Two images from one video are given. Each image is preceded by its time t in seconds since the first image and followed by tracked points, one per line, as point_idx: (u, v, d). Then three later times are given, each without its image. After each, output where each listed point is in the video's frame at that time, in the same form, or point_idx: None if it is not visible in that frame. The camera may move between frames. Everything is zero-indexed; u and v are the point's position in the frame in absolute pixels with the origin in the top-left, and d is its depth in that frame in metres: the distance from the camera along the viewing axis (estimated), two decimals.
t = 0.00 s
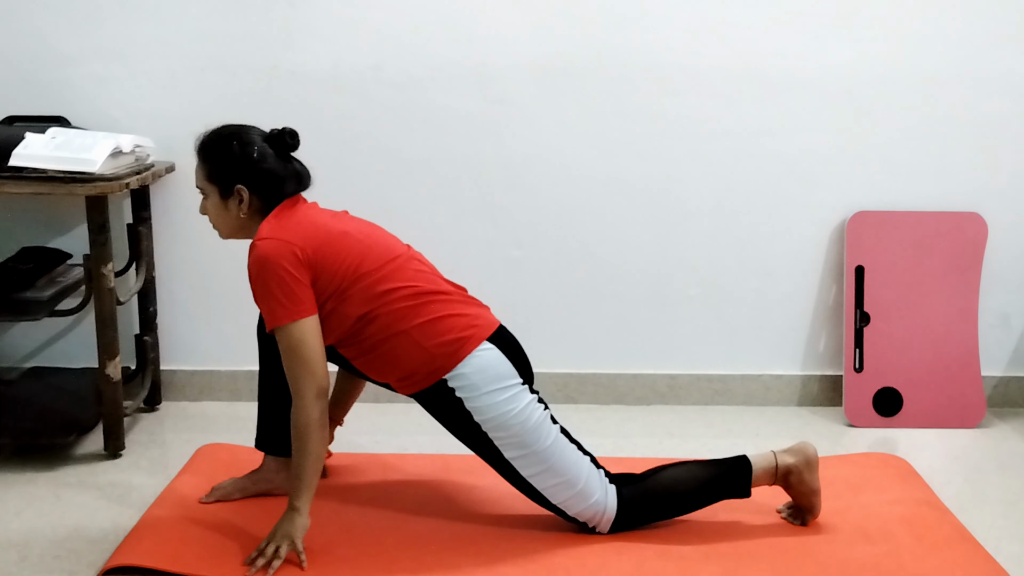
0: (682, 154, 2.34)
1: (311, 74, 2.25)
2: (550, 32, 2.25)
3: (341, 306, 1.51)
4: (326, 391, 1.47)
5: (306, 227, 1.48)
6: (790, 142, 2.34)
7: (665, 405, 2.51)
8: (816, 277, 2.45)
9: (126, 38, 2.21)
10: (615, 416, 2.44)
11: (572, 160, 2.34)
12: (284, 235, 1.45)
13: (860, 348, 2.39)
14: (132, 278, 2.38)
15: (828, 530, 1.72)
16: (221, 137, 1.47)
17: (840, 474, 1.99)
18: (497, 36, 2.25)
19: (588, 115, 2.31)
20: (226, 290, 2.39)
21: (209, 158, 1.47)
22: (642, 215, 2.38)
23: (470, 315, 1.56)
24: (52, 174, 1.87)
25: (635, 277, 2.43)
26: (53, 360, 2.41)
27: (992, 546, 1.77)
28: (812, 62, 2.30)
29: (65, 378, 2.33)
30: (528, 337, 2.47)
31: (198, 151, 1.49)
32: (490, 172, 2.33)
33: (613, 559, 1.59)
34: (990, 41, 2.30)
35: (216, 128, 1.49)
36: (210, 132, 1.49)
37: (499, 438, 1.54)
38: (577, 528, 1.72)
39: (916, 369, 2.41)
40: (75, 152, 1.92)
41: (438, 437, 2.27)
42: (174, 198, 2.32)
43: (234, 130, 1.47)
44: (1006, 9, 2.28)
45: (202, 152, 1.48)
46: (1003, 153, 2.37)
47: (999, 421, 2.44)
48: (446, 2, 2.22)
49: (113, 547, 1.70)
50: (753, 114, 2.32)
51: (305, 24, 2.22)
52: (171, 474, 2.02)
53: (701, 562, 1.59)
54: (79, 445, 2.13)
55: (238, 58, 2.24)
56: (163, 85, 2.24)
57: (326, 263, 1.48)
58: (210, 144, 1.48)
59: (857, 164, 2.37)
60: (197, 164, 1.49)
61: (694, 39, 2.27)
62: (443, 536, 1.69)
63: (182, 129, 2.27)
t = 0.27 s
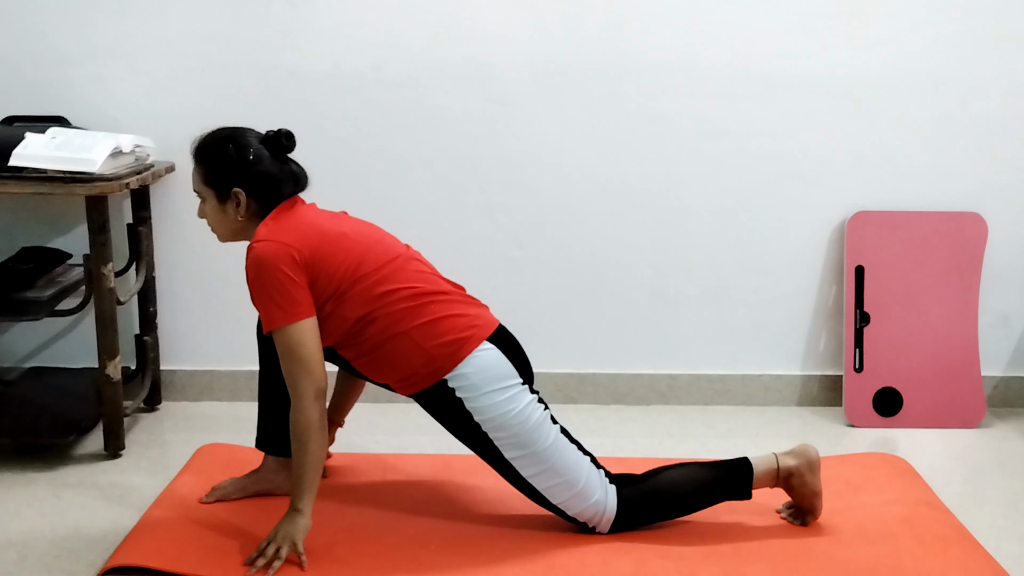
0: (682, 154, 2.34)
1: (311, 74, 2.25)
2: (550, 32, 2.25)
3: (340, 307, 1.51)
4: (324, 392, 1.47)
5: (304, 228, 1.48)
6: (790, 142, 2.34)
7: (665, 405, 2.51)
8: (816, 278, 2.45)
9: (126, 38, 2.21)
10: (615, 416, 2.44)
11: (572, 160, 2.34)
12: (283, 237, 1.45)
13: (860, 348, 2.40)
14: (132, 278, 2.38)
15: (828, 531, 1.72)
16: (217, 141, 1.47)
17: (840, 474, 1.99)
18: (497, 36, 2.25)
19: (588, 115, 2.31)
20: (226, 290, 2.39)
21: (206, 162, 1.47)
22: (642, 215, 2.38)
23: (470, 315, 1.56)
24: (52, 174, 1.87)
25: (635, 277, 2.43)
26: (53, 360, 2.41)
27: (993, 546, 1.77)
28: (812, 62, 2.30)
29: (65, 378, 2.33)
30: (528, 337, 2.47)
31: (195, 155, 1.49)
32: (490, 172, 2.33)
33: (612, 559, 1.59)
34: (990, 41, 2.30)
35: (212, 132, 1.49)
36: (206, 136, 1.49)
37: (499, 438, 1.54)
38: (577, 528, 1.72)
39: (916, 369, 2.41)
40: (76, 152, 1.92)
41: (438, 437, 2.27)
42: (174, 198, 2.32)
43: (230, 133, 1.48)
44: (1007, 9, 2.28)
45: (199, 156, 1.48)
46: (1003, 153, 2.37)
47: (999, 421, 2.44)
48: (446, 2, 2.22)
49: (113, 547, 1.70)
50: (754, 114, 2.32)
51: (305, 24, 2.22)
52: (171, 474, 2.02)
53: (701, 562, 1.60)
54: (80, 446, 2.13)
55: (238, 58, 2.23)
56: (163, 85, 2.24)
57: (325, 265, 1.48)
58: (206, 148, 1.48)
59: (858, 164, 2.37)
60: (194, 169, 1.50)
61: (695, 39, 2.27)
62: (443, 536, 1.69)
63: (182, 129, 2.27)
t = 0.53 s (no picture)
0: (682, 154, 2.34)
1: (311, 74, 2.25)
2: (550, 32, 2.25)
3: (339, 308, 1.51)
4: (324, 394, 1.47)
5: (303, 229, 1.48)
6: (790, 142, 2.34)
7: (665, 405, 2.51)
8: (816, 278, 2.45)
9: (126, 38, 2.21)
10: (615, 416, 2.44)
11: (572, 161, 2.34)
12: (281, 238, 1.45)
13: (860, 348, 2.40)
14: (132, 278, 2.38)
15: (828, 531, 1.72)
16: (211, 142, 1.47)
17: (840, 474, 1.99)
18: (497, 36, 2.25)
19: (588, 115, 2.31)
20: (226, 290, 2.39)
21: (201, 164, 1.47)
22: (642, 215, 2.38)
23: (468, 316, 1.56)
24: (52, 174, 1.87)
25: (635, 277, 2.43)
26: (53, 360, 2.41)
27: (992, 546, 1.77)
28: (812, 62, 2.30)
29: (65, 378, 2.33)
30: (528, 337, 2.47)
31: (190, 158, 1.50)
32: (490, 172, 2.33)
33: (612, 559, 1.59)
34: (990, 42, 2.30)
35: (206, 134, 1.49)
36: (200, 138, 1.49)
37: (499, 439, 1.54)
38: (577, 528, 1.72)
39: (916, 369, 2.41)
40: (76, 152, 1.93)
41: (438, 437, 2.27)
42: (174, 198, 2.32)
43: (223, 134, 1.48)
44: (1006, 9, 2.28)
45: (193, 159, 1.48)
46: (1003, 153, 2.37)
47: (999, 421, 2.44)
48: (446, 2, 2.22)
49: (113, 547, 1.70)
50: (754, 114, 2.32)
51: (305, 25, 2.22)
52: (171, 474, 2.02)
53: (700, 562, 1.60)
54: (80, 445, 2.14)
55: (238, 59, 2.24)
56: (163, 85, 2.24)
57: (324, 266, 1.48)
58: (201, 150, 1.48)
59: (857, 165, 2.37)
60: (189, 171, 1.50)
61: (695, 39, 2.27)
62: (443, 536, 1.69)
63: (182, 129, 2.27)
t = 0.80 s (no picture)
0: (682, 154, 2.34)
1: (311, 74, 2.25)
2: (550, 32, 2.25)
3: (339, 308, 1.51)
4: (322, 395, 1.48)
5: (303, 230, 1.47)
6: (790, 142, 2.34)
7: (664, 405, 2.51)
8: (816, 278, 2.45)
9: (127, 38, 2.21)
10: (615, 416, 2.44)
11: (572, 161, 2.34)
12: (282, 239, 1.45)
13: (860, 348, 2.40)
14: (132, 278, 2.38)
15: (828, 530, 1.72)
16: (207, 143, 1.47)
17: (840, 474, 1.99)
18: (497, 36, 2.25)
19: (588, 115, 2.31)
20: (226, 290, 2.39)
21: (197, 165, 1.47)
22: (642, 215, 2.38)
23: (468, 317, 1.56)
24: (52, 174, 1.87)
25: (635, 277, 2.43)
26: (53, 360, 2.41)
27: (993, 546, 1.77)
28: (812, 62, 2.30)
29: (65, 378, 2.33)
30: (528, 337, 2.47)
31: (186, 159, 1.50)
32: (490, 172, 2.33)
33: (612, 559, 1.59)
34: (990, 41, 2.30)
35: (202, 135, 1.50)
36: (195, 139, 1.49)
37: (500, 439, 1.54)
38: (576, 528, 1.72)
39: (916, 369, 2.41)
40: (76, 152, 1.93)
41: (438, 437, 2.27)
42: (174, 198, 2.32)
43: (219, 135, 1.48)
44: (1007, 9, 2.28)
45: (189, 160, 1.49)
46: (1003, 153, 2.37)
47: (999, 421, 2.44)
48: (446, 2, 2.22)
49: (113, 547, 1.70)
50: (754, 114, 2.32)
51: (305, 25, 2.22)
52: (171, 474, 2.02)
53: (700, 562, 1.59)
54: (80, 446, 2.14)
55: (238, 59, 2.24)
56: (163, 85, 2.24)
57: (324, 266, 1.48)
58: (197, 151, 1.48)
59: (858, 164, 2.37)
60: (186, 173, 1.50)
61: (695, 39, 2.27)
62: (443, 537, 1.69)
63: (182, 129, 2.27)
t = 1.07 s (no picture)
0: (682, 154, 2.34)
1: (311, 74, 2.25)
2: (550, 32, 2.25)
3: (340, 308, 1.51)
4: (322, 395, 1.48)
5: (304, 230, 1.47)
6: (790, 142, 2.35)
7: (664, 405, 2.51)
8: (816, 278, 2.45)
9: (126, 38, 2.21)
10: (615, 416, 2.44)
11: (572, 161, 2.34)
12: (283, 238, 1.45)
13: (860, 348, 2.39)
14: (132, 278, 2.38)
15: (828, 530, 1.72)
16: (205, 144, 1.47)
17: (840, 474, 1.99)
18: (497, 36, 2.25)
19: (588, 115, 2.31)
20: (226, 290, 2.39)
21: (195, 166, 1.47)
22: (642, 215, 2.38)
23: (469, 317, 1.56)
24: (52, 174, 1.87)
25: (635, 277, 2.43)
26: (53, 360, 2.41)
27: (993, 545, 1.77)
28: (813, 62, 2.30)
29: (65, 378, 2.33)
30: (528, 337, 2.47)
31: (184, 161, 1.50)
32: (490, 172, 2.33)
33: (612, 559, 1.59)
34: (990, 42, 2.30)
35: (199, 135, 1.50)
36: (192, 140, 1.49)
37: (502, 439, 1.54)
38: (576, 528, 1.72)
39: (916, 368, 2.41)
40: (76, 152, 1.93)
41: (438, 437, 2.27)
42: (174, 198, 2.32)
43: (216, 135, 1.48)
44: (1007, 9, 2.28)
45: (187, 161, 1.49)
46: (1003, 153, 2.37)
47: (999, 421, 2.44)
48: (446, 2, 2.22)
49: (113, 547, 1.70)
50: (754, 114, 2.32)
51: (305, 25, 2.22)
52: (171, 474, 2.02)
53: (701, 562, 1.59)
54: (80, 446, 2.14)
55: (238, 59, 2.24)
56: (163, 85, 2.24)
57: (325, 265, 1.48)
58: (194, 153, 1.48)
59: (858, 164, 2.37)
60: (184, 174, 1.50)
61: (694, 39, 2.27)
62: (442, 537, 1.69)
63: (182, 129, 2.27)
